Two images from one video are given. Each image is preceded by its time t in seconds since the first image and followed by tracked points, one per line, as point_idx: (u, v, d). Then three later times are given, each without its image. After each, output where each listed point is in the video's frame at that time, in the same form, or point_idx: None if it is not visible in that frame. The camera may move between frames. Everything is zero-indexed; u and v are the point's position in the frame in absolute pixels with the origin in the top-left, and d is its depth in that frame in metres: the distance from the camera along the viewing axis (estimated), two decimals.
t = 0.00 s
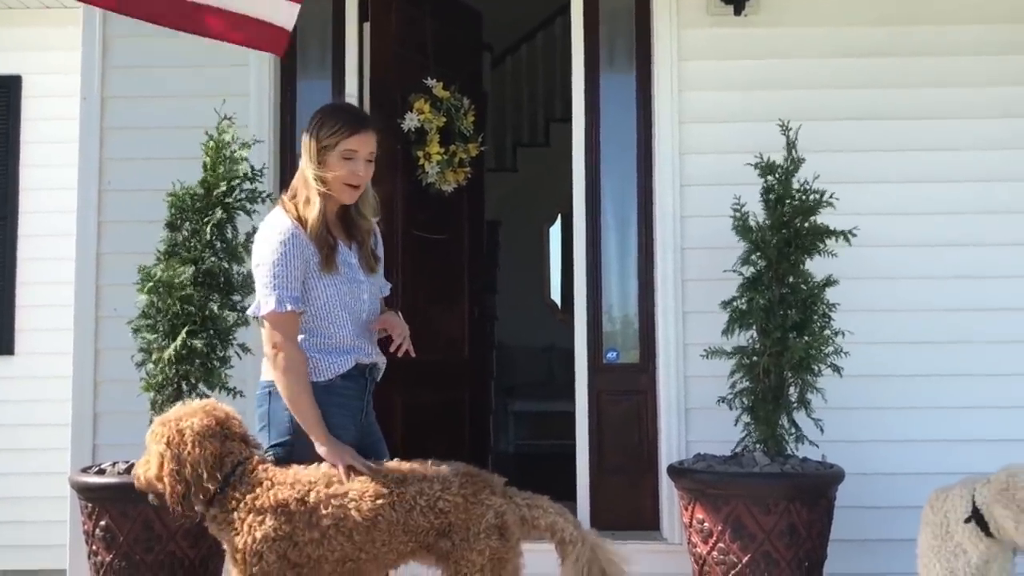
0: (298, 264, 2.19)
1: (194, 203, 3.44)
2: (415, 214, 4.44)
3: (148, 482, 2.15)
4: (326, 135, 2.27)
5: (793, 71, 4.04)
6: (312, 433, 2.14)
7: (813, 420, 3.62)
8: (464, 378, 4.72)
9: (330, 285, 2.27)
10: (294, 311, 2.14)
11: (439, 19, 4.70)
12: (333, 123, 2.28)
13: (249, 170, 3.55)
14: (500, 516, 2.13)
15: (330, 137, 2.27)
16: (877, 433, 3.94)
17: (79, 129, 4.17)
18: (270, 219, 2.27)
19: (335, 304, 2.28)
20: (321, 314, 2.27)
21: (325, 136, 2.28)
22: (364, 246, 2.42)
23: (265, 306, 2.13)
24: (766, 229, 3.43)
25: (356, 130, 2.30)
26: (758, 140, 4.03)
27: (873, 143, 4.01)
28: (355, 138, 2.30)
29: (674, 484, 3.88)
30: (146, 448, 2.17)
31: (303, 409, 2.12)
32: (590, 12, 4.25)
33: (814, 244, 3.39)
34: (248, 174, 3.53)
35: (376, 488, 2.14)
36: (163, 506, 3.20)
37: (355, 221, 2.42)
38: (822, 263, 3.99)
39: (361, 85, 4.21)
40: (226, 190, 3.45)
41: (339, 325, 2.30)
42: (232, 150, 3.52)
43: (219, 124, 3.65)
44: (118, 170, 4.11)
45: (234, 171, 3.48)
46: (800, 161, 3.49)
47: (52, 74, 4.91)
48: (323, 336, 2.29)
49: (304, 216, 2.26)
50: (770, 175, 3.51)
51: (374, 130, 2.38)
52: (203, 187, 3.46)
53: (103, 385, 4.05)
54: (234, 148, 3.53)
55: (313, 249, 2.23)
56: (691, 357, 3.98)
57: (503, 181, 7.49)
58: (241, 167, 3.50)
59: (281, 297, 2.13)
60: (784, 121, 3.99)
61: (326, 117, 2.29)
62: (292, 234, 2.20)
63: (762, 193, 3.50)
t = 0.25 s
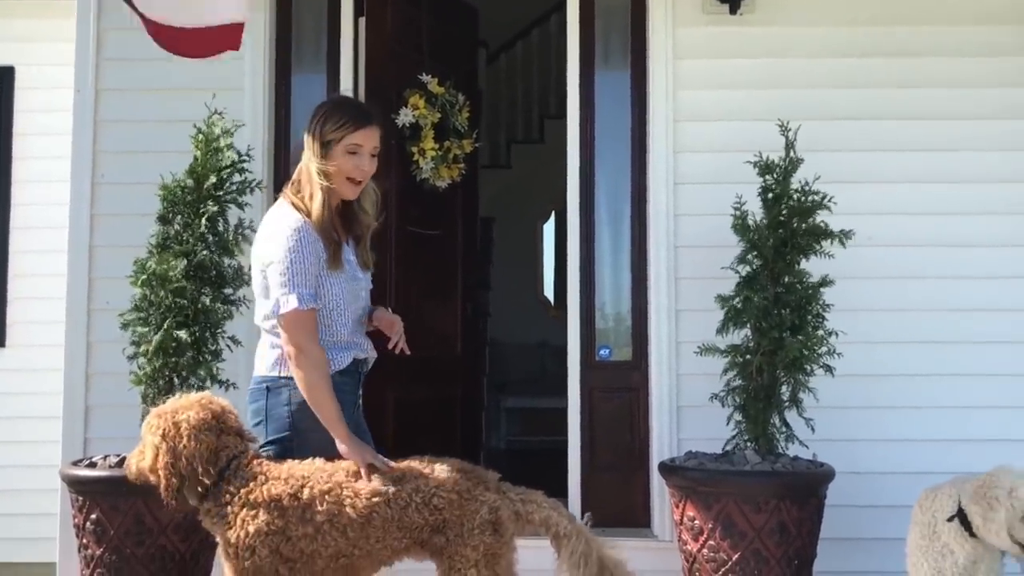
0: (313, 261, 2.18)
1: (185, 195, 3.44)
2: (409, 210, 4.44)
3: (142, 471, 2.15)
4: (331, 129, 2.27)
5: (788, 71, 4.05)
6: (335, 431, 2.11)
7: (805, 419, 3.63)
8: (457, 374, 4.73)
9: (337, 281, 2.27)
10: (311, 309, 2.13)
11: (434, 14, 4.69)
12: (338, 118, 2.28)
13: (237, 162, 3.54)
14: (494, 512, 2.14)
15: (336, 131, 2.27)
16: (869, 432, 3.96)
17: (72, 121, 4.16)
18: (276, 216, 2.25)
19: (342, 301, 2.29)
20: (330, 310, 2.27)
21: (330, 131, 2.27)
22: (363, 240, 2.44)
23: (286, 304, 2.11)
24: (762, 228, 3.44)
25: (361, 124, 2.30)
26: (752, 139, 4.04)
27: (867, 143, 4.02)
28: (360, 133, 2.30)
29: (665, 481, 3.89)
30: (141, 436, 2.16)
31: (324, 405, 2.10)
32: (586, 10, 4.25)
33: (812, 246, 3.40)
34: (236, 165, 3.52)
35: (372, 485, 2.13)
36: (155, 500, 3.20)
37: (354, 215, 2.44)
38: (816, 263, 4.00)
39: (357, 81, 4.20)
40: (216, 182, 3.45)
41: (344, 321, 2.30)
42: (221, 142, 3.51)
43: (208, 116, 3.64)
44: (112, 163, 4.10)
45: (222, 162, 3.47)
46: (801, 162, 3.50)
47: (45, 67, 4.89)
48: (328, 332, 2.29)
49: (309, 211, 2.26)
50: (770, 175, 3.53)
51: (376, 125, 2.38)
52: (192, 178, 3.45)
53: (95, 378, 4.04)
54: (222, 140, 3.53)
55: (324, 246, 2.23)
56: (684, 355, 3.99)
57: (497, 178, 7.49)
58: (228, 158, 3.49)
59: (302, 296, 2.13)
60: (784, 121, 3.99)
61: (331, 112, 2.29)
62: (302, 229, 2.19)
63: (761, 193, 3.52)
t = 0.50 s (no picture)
0: (307, 255, 2.18)
1: (177, 190, 3.43)
2: (404, 207, 4.44)
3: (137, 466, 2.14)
4: (322, 123, 2.28)
5: (783, 71, 4.06)
6: (327, 424, 2.11)
7: (796, 419, 3.65)
8: (449, 372, 4.72)
9: (330, 277, 2.27)
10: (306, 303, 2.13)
11: (430, 11, 4.69)
12: (328, 111, 2.28)
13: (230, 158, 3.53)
14: (488, 510, 2.14)
15: (327, 125, 2.28)
16: (859, 432, 3.97)
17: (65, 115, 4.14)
18: (270, 212, 2.24)
19: (334, 298, 2.28)
20: (322, 306, 2.27)
21: (320, 124, 2.28)
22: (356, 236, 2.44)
23: (281, 300, 2.10)
24: (755, 228, 3.45)
25: (351, 118, 2.30)
26: (746, 139, 4.04)
27: (860, 143, 4.04)
28: (351, 126, 2.30)
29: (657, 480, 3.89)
30: (136, 431, 2.16)
31: (317, 398, 2.10)
32: (581, 8, 4.25)
33: (804, 246, 3.41)
34: (230, 161, 3.51)
35: (364, 483, 2.13)
36: (146, 496, 3.19)
37: (348, 211, 2.44)
38: (808, 263, 4.01)
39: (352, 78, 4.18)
40: (208, 178, 3.44)
41: (336, 318, 2.29)
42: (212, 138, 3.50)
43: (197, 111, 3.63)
44: (105, 157, 4.09)
45: (215, 159, 3.47)
46: (796, 163, 3.52)
47: (38, 60, 4.86)
48: (321, 330, 2.28)
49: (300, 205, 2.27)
50: (763, 175, 3.54)
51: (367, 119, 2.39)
52: (185, 174, 3.44)
53: (86, 373, 4.03)
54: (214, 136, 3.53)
55: (319, 241, 2.23)
56: (676, 354, 4.00)
57: (490, 175, 7.49)
58: (220, 154, 3.48)
59: (298, 291, 2.12)
60: (778, 122, 4.00)
61: (321, 106, 2.29)
62: (297, 223, 2.19)
63: (754, 193, 3.53)
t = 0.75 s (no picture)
0: (281, 246, 2.18)
1: (166, 184, 3.41)
2: (395, 205, 4.43)
3: (132, 456, 2.17)
4: (297, 113, 2.28)
5: (774, 69, 4.07)
6: (290, 412, 2.13)
7: (787, 417, 3.65)
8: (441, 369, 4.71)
9: (308, 269, 2.26)
10: (273, 293, 2.13)
11: (423, 7, 4.68)
12: (304, 102, 2.29)
13: (217, 150, 3.51)
14: (478, 507, 2.14)
15: (302, 115, 2.28)
16: (849, 430, 3.99)
17: (55, 108, 4.12)
18: (247, 203, 2.24)
19: (314, 289, 2.28)
20: (299, 298, 2.26)
21: (296, 115, 2.28)
22: (339, 232, 2.42)
23: (247, 287, 2.12)
24: (744, 226, 3.45)
25: (327, 108, 2.30)
26: (737, 137, 4.05)
27: (851, 142, 4.05)
28: (327, 117, 2.30)
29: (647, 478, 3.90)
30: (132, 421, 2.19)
31: (281, 385, 2.12)
32: (574, 6, 4.25)
33: (792, 243, 3.42)
34: (217, 153, 3.49)
35: (348, 479, 2.13)
36: (135, 491, 3.18)
37: (331, 206, 2.43)
38: (798, 262, 4.02)
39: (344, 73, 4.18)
40: (197, 171, 3.43)
41: (315, 311, 2.29)
42: (199, 131, 3.48)
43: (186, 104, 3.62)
44: (95, 151, 4.07)
45: (203, 151, 3.45)
46: (783, 161, 3.52)
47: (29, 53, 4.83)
48: (300, 322, 2.28)
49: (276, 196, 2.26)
50: (751, 173, 3.54)
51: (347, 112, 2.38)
52: (173, 167, 3.43)
53: (75, 368, 4.01)
54: (201, 128, 3.50)
55: (293, 231, 2.22)
56: (667, 352, 4.01)
57: (482, 172, 7.48)
58: (208, 146, 3.46)
59: (262, 280, 2.13)
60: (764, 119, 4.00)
61: (297, 98, 2.30)
62: (271, 214, 2.19)
63: (742, 191, 3.53)
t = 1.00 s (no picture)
0: (258, 243, 2.18)
1: (160, 182, 3.40)
2: (387, 203, 4.44)
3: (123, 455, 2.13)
4: (275, 112, 2.31)
5: (766, 70, 4.08)
6: (257, 415, 2.12)
7: (778, 416, 3.67)
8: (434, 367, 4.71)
9: (291, 267, 2.25)
10: (247, 290, 2.13)
11: (416, 5, 4.68)
12: (281, 101, 2.31)
13: (216, 152, 3.51)
14: (468, 507, 2.15)
15: (278, 114, 2.30)
16: (839, 430, 4.00)
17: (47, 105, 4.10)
18: (232, 204, 2.27)
19: (300, 286, 2.27)
20: (282, 297, 2.26)
21: (274, 114, 2.31)
22: (328, 229, 2.40)
23: (220, 284, 2.13)
24: (737, 227, 3.47)
25: (303, 105, 2.31)
26: (730, 137, 4.06)
27: (842, 143, 4.06)
28: (304, 113, 2.31)
29: (638, 477, 3.91)
30: (122, 419, 2.14)
31: (251, 385, 2.12)
32: (568, 5, 4.26)
33: (785, 244, 3.43)
34: (215, 155, 3.49)
35: (336, 479, 2.15)
36: (126, 490, 3.18)
37: (320, 204, 2.42)
38: (790, 262, 4.04)
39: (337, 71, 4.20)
40: (193, 170, 3.42)
41: (300, 309, 2.29)
42: (199, 131, 3.49)
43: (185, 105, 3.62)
44: (87, 148, 4.06)
45: (201, 151, 3.44)
46: (777, 162, 3.53)
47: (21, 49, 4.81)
48: (286, 320, 2.29)
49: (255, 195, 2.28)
50: (744, 174, 3.55)
51: (330, 109, 2.38)
52: (169, 165, 3.42)
53: (67, 366, 4.00)
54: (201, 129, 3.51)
55: (273, 227, 2.22)
56: (659, 351, 4.02)
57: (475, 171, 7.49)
58: (207, 147, 3.46)
59: (236, 277, 2.13)
60: (760, 120, 4.02)
61: (277, 98, 2.33)
62: (252, 212, 2.20)
63: (736, 191, 3.54)
